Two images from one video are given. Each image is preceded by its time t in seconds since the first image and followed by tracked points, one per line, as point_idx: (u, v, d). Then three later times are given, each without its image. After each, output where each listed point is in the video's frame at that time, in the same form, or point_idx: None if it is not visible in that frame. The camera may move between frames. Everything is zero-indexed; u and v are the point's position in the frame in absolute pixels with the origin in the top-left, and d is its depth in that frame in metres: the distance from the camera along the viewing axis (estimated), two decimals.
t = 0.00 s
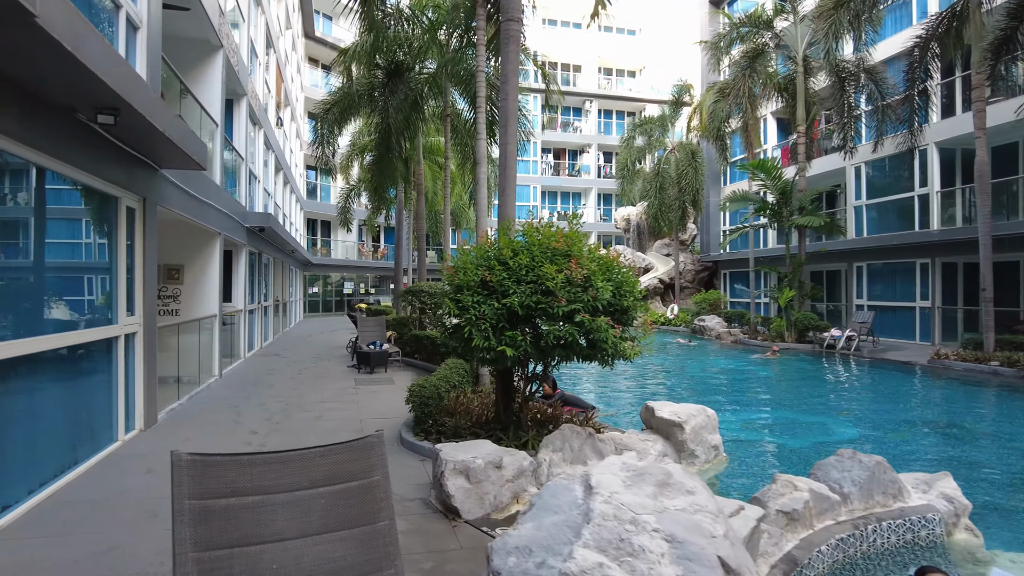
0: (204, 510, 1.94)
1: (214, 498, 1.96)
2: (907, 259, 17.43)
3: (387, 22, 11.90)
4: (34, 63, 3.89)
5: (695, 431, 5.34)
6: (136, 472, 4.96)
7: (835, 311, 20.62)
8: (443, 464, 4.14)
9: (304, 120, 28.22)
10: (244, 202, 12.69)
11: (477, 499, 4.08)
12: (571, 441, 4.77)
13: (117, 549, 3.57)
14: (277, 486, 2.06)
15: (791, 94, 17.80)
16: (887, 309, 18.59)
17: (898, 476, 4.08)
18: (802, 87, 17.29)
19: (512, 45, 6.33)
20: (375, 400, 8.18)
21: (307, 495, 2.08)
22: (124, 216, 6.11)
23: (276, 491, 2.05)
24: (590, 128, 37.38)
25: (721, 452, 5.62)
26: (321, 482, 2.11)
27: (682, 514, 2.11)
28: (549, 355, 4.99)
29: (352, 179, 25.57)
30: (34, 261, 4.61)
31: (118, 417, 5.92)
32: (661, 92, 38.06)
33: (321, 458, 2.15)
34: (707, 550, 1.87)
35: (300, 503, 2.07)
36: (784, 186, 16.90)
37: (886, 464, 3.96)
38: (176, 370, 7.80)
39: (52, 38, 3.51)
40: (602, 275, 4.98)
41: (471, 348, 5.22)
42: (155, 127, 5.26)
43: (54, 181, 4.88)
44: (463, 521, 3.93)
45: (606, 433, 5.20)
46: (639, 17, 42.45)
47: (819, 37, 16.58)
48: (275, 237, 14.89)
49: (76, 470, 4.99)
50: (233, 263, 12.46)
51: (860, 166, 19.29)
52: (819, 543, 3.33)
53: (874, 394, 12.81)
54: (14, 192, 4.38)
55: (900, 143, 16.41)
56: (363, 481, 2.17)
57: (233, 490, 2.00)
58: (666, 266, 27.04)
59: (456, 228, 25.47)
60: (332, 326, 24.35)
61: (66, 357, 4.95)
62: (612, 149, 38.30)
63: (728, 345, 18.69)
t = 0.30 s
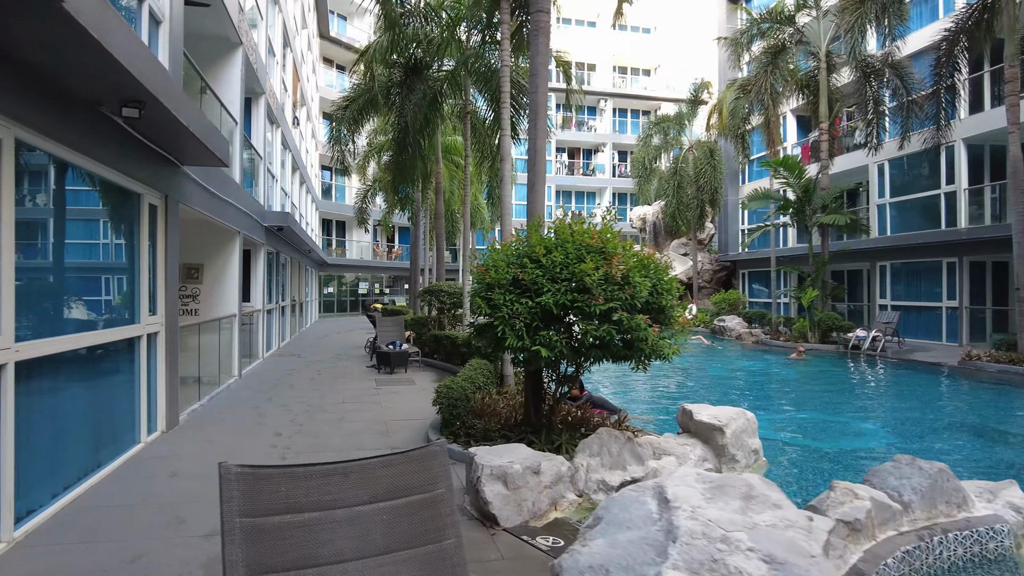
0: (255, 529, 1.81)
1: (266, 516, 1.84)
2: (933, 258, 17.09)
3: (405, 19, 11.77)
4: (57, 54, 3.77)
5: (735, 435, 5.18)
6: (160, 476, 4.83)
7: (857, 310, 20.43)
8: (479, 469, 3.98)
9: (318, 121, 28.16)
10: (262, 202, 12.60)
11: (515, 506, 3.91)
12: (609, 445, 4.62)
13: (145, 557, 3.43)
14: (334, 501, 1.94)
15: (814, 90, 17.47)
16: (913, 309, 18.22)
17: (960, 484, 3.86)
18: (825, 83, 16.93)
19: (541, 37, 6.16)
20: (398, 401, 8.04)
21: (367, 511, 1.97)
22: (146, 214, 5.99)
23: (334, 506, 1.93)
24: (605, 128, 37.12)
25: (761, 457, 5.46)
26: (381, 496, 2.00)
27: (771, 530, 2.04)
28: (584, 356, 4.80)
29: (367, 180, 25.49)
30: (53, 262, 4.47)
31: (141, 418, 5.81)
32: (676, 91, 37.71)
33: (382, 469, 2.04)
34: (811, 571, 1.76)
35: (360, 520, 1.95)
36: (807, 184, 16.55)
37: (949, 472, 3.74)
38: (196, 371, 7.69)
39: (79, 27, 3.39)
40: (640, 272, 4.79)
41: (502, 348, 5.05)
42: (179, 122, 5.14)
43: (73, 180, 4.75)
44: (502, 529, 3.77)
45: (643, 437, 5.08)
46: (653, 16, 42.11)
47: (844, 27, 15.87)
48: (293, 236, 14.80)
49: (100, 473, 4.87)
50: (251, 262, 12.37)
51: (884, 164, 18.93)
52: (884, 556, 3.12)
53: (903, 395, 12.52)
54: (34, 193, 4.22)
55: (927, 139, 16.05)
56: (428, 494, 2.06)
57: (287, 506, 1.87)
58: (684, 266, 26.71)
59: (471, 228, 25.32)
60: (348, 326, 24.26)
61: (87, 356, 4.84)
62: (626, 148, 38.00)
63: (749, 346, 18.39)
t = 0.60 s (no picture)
0: (314, 563, 1.68)
1: (325, 550, 1.71)
2: (956, 258, 16.80)
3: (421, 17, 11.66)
4: (78, 44, 3.64)
5: (775, 442, 5.00)
6: (180, 483, 4.68)
7: (876, 311, 20.32)
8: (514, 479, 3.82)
9: (331, 121, 28.07)
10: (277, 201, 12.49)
11: (552, 518, 3.74)
12: (646, 454, 4.46)
13: (171, 570, 3.29)
14: (399, 532, 1.82)
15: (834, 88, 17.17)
16: (936, 310, 17.89)
17: None
18: (845, 81, 16.61)
19: (569, 31, 6.00)
20: (417, 404, 7.87)
21: (435, 542, 1.85)
22: (164, 213, 5.86)
23: (399, 537, 1.81)
24: (617, 127, 36.91)
25: (800, 464, 5.26)
26: (450, 526, 1.88)
27: (873, 560, 1.95)
28: (618, 360, 4.60)
29: (380, 180, 25.39)
30: (68, 262, 4.32)
31: (160, 423, 5.67)
32: (689, 90, 37.43)
33: (449, 496, 1.92)
34: None
35: (426, 551, 1.82)
36: (828, 183, 16.23)
37: (1015, 486, 3.57)
38: (213, 372, 7.56)
39: (103, 15, 3.26)
40: (677, 273, 4.59)
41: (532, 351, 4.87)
42: (199, 116, 5.00)
43: (88, 179, 4.60)
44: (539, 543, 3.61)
45: (679, 445, 4.94)
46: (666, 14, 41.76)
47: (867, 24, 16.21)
48: (308, 237, 14.71)
49: (119, 480, 4.73)
50: (266, 263, 12.27)
51: (905, 162, 18.61)
52: (953, 575, 2.90)
53: (930, 398, 12.25)
54: (50, 194, 4.07)
55: (950, 137, 15.76)
56: (499, 522, 1.96)
57: (349, 538, 1.75)
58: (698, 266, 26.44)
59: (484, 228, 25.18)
60: (360, 327, 24.17)
61: (104, 358, 4.71)
62: (639, 147, 37.76)
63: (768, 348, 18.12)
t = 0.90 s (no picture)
0: None
1: None
2: (972, 257, 16.56)
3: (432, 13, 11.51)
4: (85, 31, 3.49)
5: (806, 446, 4.80)
6: (189, 489, 4.51)
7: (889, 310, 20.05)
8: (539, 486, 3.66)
9: (337, 120, 27.94)
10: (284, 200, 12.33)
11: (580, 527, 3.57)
12: (675, 460, 4.29)
13: None
14: (451, 560, 1.71)
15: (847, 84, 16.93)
16: (951, 310, 17.63)
17: None
18: (858, 77, 16.33)
19: (589, 21, 5.83)
20: (429, 405, 7.69)
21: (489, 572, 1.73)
22: (172, 209, 5.69)
23: (451, 566, 1.70)
24: (624, 125, 36.69)
25: (830, 469, 5.06)
26: (506, 554, 1.78)
27: None
28: (646, 361, 4.42)
29: (386, 179, 25.23)
30: (74, 262, 4.17)
31: (168, 425, 5.50)
32: (697, 89, 37.19)
33: (504, 519, 1.83)
34: None
35: None
36: (842, 181, 15.97)
37: None
38: (221, 372, 7.40)
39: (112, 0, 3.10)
40: (707, 270, 4.40)
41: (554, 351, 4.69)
42: (209, 108, 4.82)
43: (94, 175, 4.46)
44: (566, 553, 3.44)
45: (706, 449, 4.75)
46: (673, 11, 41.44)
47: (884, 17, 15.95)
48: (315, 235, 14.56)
49: (127, 485, 4.57)
50: (274, 262, 12.12)
51: (920, 160, 18.35)
52: None
53: (949, 399, 12.04)
54: (55, 194, 3.92)
55: (966, 135, 15.53)
56: (557, 550, 1.85)
57: (396, 566, 1.64)
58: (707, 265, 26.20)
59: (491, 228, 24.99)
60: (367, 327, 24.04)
61: (111, 358, 4.55)
62: (646, 146, 37.54)
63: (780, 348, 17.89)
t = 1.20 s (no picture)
0: None
1: None
2: (988, 255, 16.28)
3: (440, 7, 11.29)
4: (84, 16, 3.27)
5: (841, 454, 4.55)
6: (192, 500, 4.28)
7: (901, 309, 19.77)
8: (565, 500, 3.41)
9: (341, 119, 27.72)
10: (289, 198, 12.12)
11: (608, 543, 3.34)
12: (705, 469, 4.04)
13: None
14: None
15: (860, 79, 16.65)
16: (966, 309, 17.35)
17: None
18: (871, 72, 16.02)
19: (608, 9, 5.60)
20: (439, 408, 7.46)
21: None
22: (173, 205, 5.46)
23: None
24: (630, 123, 36.42)
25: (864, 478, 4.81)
26: None
27: None
28: (675, 365, 4.19)
29: (391, 177, 25.02)
30: (76, 262, 3.97)
31: (170, 431, 5.25)
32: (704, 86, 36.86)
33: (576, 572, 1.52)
34: None
35: None
36: (856, 178, 15.70)
37: None
38: (225, 375, 7.18)
39: None
40: (740, 268, 4.19)
41: (575, 354, 4.46)
42: (211, 98, 4.59)
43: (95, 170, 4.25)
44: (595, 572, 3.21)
45: (735, 457, 4.52)
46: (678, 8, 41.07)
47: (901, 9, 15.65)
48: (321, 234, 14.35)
49: (128, 496, 4.33)
50: (279, 261, 11.90)
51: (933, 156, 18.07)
52: None
53: (970, 399, 11.75)
54: (58, 194, 3.75)
55: (981, 130, 15.25)
56: None
57: None
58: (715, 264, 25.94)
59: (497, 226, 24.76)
60: (372, 327, 23.84)
61: (111, 360, 4.32)
62: (652, 144, 37.24)
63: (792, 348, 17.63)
